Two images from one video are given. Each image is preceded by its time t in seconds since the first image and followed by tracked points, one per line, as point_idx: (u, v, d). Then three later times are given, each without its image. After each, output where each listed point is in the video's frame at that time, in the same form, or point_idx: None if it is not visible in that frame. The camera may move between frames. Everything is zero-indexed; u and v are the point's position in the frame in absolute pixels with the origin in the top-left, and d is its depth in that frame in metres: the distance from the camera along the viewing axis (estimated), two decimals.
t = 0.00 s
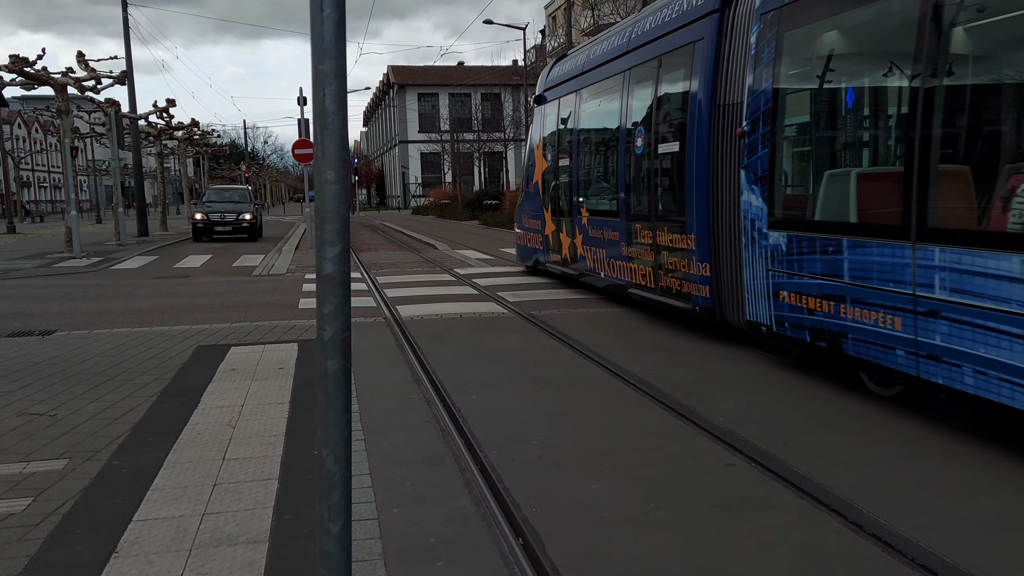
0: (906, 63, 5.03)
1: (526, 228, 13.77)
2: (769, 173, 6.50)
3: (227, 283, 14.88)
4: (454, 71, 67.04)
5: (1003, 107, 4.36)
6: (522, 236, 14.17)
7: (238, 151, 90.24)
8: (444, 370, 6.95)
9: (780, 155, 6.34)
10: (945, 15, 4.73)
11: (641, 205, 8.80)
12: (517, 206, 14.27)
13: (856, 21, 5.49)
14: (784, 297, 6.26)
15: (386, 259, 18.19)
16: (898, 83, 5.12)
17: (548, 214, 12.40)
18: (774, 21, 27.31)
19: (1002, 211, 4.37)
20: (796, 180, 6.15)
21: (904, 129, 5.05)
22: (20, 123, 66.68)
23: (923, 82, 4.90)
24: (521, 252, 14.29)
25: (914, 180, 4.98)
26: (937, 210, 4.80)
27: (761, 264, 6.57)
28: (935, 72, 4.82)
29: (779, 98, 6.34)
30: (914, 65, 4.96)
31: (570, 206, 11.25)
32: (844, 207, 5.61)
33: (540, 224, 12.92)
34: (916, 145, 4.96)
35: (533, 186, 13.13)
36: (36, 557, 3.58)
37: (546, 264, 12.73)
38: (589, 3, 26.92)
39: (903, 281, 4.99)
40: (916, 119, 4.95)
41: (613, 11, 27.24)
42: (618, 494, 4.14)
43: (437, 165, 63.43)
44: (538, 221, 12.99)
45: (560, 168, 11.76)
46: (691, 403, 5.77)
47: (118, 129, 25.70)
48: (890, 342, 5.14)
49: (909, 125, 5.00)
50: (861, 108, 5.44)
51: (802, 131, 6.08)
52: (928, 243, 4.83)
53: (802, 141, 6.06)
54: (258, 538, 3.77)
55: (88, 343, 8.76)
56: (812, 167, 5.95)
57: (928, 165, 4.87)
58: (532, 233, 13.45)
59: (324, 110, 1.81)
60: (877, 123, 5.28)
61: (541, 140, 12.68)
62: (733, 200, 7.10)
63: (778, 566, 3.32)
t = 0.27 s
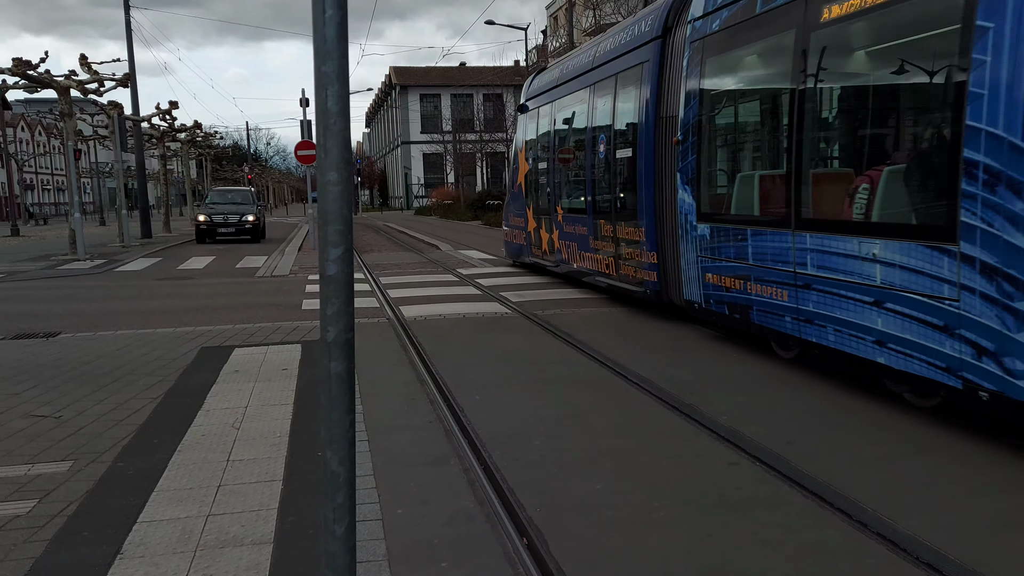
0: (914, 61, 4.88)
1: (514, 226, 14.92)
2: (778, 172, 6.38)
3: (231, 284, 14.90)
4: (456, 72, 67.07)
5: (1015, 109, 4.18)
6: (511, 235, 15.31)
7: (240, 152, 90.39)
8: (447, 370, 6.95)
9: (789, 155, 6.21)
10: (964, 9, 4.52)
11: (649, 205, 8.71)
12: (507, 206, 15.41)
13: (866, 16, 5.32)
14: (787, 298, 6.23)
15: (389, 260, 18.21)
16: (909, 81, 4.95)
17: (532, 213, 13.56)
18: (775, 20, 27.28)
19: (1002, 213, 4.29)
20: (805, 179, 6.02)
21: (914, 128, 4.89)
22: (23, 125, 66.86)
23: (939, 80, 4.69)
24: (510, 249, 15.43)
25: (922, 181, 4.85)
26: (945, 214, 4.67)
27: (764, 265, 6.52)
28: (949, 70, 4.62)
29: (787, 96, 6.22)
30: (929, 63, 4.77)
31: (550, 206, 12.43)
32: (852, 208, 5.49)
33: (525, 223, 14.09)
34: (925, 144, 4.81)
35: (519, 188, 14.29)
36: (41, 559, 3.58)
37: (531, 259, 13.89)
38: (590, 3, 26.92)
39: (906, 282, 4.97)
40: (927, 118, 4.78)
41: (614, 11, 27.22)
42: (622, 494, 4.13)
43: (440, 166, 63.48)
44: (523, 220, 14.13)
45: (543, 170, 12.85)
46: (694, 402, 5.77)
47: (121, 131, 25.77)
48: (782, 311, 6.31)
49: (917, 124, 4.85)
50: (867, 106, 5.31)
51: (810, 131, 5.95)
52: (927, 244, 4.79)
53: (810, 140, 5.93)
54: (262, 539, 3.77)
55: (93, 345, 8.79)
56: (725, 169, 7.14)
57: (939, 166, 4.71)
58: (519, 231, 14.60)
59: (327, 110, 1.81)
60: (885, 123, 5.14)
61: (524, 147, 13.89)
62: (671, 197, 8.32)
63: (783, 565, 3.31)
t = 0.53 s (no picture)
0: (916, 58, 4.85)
1: (501, 224, 16.01)
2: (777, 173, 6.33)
3: (233, 285, 14.90)
4: (457, 72, 67.03)
5: (1022, 104, 4.12)
6: (498, 232, 16.39)
7: (242, 153, 90.42)
8: (449, 370, 6.95)
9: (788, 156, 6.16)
10: (967, 5, 4.47)
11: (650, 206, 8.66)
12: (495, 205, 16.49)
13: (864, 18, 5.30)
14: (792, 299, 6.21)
15: (391, 260, 18.21)
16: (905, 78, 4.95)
17: (517, 212, 14.60)
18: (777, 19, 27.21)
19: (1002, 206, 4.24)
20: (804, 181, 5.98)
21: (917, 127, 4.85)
22: (24, 126, 66.88)
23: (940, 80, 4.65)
24: (497, 245, 16.53)
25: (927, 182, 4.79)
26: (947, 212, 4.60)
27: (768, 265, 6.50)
28: (886, 83, 5.16)
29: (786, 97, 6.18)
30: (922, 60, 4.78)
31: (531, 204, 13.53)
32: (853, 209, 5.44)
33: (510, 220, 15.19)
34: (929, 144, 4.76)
35: (505, 189, 15.41)
36: (43, 560, 3.59)
37: (516, 254, 15.00)
38: (592, 2, 26.88)
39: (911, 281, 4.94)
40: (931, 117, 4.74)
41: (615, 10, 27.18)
42: (624, 494, 4.14)
43: (441, 166, 63.46)
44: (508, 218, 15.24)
45: (526, 171, 13.88)
46: (696, 402, 5.77)
47: (123, 132, 25.80)
48: (708, 290, 7.48)
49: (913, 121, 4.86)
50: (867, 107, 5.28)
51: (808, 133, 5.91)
52: (860, 237, 5.38)
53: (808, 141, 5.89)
54: (264, 539, 3.78)
55: (96, 346, 8.80)
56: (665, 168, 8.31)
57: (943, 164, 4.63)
58: (505, 228, 15.68)
59: (329, 111, 1.81)
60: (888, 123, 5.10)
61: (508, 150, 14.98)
62: (626, 196, 9.50)
63: (785, 564, 3.31)
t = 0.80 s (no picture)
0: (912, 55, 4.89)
1: (491, 223, 17.10)
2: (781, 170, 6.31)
3: (235, 284, 14.91)
4: (459, 71, 67.00)
5: None
6: (489, 230, 17.48)
7: (244, 152, 90.47)
8: (451, 369, 6.96)
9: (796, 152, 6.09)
10: (834, 39, 5.63)
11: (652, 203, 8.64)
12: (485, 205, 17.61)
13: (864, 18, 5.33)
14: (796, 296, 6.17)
15: (393, 260, 18.23)
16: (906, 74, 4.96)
17: (503, 212, 15.72)
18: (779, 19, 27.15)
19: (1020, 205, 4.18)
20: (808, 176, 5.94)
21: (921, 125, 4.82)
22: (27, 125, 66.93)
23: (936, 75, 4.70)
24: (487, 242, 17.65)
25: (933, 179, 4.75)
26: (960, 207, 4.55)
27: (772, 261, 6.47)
28: (780, 102, 6.35)
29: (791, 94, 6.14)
30: (924, 57, 4.80)
31: (516, 204, 14.67)
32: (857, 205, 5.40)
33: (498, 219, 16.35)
34: (860, 146, 5.36)
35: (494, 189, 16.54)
36: (47, 557, 3.59)
37: (503, 250, 16.13)
38: (593, 2, 26.86)
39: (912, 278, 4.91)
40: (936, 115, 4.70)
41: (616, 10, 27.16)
42: (627, 492, 4.14)
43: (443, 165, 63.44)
44: (496, 217, 16.38)
45: (511, 173, 14.99)
46: (698, 400, 5.77)
47: (125, 131, 25.82)
48: (656, 276, 8.65)
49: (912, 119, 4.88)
50: (866, 105, 5.31)
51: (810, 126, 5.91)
52: (762, 229, 6.57)
53: (801, 139, 6.04)
54: (268, 537, 3.78)
55: (98, 345, 8.80)
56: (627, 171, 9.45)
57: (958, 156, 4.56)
58: (494, 226, 16.81)
59: (334, 108, 1.82)
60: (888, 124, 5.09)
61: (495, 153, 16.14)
62: (593, 195, 10.69)
63: (788, 563, 3.31)
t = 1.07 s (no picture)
0: (907, 57, 4.92)
1: (479, 218, 18.15)
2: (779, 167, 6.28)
3: (234, 281, 14.90)
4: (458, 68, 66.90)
5: None
6: (478, 225, 18.52)
7: (243, 149, 90.37)
8: (449, 367, 6.96)
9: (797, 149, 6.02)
10: (739, 63, 6.87)
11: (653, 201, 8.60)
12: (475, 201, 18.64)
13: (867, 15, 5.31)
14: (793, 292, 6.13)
15: (392, 257, 18.23)
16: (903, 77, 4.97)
17: (490, 208, 16.77)
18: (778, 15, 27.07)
19: None
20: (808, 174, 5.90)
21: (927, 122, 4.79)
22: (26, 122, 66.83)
23: (931, 76, 4.74)
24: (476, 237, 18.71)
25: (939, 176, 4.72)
26: (967, 205, 4.53)
27: (770, 258, 6.44)
28: (705, 113, 7.58)
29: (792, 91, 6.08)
30: (922, 59, 4.81)
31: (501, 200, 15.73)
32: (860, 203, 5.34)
33: (485, 215, 17.40)
34: (757, 151, 6.57)
35: (482, 187, 17.58)
36: (46, 554, 3.60)
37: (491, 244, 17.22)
38: None
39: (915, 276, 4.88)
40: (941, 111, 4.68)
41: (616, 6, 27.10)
42: (625, 489, 4.14)
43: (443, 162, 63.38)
44: (484, 213, 17.41)
45: (497, 172, 16.04)
46: (697, 398, 5.78)
47: (125, 128, 25.79)
48: (615, 264, 9.85)
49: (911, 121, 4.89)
50: (763, 116, 6.49)
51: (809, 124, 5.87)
52: (691, 221, 7.78)
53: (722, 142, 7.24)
54: (266, 534, 3.79)
55: (97, 342, 8.80)
56: (593, 172, 10.58)
57: (878, 156, 5.16)
58: (483, 222, 17.84)
59: (329, 105, 1.82)
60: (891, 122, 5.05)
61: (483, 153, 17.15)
62: (565, 192, 11.86)
63: (786, 560, 3.31)
